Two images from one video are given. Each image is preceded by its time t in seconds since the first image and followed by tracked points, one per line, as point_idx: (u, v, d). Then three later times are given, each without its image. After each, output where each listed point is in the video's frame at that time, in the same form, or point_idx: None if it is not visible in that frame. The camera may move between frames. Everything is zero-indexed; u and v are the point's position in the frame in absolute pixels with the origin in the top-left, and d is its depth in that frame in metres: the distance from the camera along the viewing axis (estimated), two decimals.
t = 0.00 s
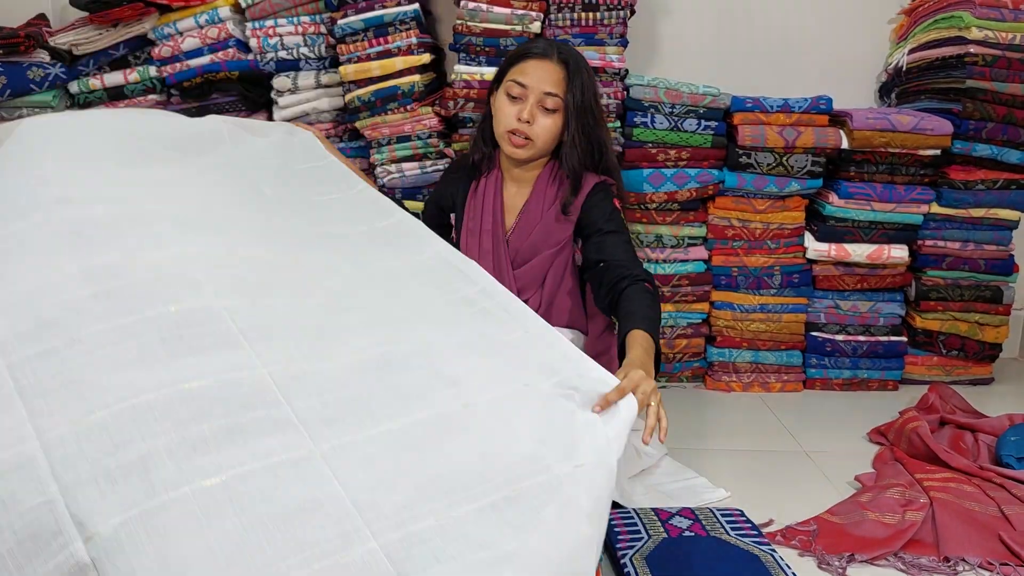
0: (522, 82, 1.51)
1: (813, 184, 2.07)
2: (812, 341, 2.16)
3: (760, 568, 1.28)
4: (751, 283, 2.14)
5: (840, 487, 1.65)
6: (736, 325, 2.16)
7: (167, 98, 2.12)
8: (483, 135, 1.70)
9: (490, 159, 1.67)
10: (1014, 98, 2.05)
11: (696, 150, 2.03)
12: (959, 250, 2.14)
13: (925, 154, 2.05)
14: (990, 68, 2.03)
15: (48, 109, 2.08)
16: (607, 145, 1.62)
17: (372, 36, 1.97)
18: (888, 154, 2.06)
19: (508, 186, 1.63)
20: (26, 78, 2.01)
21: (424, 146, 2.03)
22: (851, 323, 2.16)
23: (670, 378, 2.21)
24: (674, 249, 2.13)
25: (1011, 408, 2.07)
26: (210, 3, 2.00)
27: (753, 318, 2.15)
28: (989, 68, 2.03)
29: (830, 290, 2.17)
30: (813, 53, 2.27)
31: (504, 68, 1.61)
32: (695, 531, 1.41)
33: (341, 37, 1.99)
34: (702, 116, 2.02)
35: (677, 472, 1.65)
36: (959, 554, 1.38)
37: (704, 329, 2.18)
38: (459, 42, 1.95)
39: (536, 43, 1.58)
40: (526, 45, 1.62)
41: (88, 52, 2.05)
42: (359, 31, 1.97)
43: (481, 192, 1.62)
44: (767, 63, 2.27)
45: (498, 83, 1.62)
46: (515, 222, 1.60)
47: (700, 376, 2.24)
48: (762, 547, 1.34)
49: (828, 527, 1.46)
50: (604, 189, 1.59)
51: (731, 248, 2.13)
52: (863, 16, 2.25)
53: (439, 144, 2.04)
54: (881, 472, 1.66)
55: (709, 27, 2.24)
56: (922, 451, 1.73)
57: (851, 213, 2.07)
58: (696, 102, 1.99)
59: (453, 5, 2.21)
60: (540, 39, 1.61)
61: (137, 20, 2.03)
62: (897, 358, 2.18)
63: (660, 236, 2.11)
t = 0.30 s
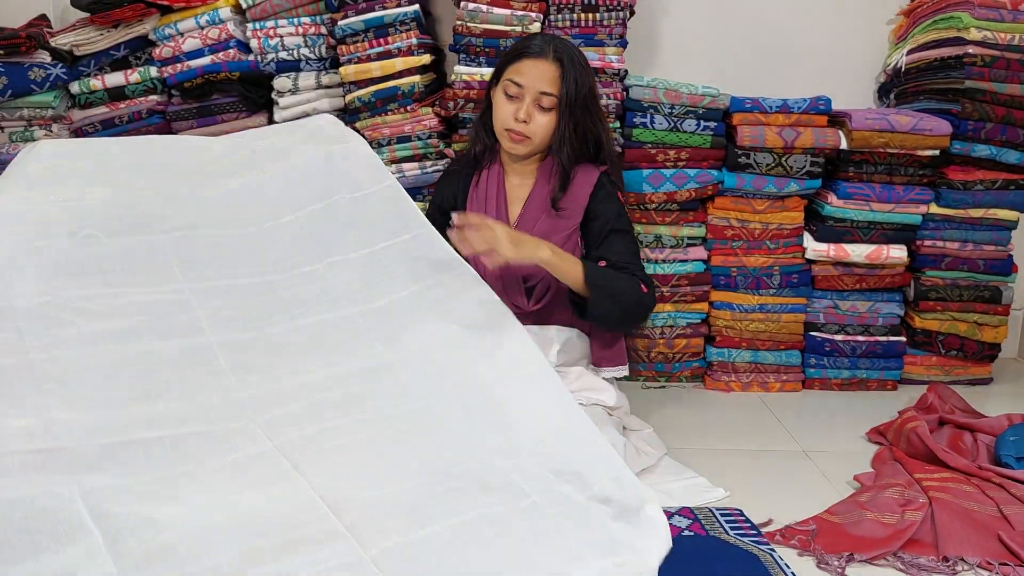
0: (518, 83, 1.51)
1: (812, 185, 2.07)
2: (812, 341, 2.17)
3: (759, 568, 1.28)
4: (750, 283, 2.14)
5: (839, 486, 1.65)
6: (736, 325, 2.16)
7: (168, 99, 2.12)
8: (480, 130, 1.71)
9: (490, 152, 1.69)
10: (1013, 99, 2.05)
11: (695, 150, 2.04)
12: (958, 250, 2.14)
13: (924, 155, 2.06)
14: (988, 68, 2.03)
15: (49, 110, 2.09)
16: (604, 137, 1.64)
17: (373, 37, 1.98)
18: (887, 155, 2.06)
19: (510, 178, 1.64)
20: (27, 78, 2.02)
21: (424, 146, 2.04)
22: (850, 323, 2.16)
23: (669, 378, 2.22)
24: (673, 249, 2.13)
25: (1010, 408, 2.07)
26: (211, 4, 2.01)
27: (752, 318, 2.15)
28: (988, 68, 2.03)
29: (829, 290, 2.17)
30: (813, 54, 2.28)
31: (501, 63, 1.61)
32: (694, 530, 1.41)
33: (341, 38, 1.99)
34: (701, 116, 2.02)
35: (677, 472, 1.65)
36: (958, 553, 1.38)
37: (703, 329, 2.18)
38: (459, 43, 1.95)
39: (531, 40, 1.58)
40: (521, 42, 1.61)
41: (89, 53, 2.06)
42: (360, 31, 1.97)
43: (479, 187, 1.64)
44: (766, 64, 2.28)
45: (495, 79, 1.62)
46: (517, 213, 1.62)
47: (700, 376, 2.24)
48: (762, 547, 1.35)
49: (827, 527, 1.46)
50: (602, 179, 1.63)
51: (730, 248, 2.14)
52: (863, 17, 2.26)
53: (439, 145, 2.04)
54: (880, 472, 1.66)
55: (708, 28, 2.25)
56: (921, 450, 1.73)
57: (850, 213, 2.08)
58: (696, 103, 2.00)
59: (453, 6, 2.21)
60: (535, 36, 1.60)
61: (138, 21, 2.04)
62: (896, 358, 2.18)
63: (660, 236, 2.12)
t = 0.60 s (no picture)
0: (522, 81, 1.53)
1: (812, 184, 2.07)
2: (812, 341, 2.17)
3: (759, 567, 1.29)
4: (751, 283, 2.14)
5: (840, 487, 1.65)
6: (736, 325, 2.16)
7: (169, 99, 2.13)
8: (486, 123, 1.74)
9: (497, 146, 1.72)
10: (1014, 98, 2.05)
11: (696, 150, 2.04)
12: (959, 250, 2.14)
13: (924, 154, 2.06)
14: (989, 68, 2.03)
15: (50, 110, 2.09)
16: (605, 133, 1.65)
17: (373, 37, 1.98)
18: (888, 154, 2.06)
19: (514, 173, 1.67)
20: (29, 79, 2.03)
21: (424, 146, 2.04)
22: (851, 323, 2.16)
23: (670, 378, 2.22)
24: (674, 249, 2.13)
25: (1011, 408, 2.07)
26: (212, 4, 2.01)
27: (753, 318, 2.15)
28: (989, 68, 2.03)
29: (830, 290, 2.17)
30: (813, 54, 2.28)
31: (506, 60, 1.62)
32: (695, 530, 1.41)
33: (342, 38, 1.99)
34: (702, 116, 2.02)
35: (677, 472, 1.65)
36: (958, 553, 1.38)
37: (704, 329, 2.18)
38: (459, 43, 1.95)
39: (534, 38, 1.59)
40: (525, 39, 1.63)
41: (90, 53, 2.06)
42: (360, 31, 1.97)
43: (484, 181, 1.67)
44: (767, 64, 2.28)
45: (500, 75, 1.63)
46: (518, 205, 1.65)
47: (700, 376, 2.24)
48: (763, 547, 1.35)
49: (828, 527, 1.46)
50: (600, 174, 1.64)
51: (731, 247, 2.13)
52: (864, 17, 2.25)
53: (439, 144, 2.04)
54: (880, 472, 1.66)
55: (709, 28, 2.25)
56: (922, 451, 1.73)
57: (850, 213, 2.07)
58: (696, 103, 2.00)
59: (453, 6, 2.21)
60: (537, 33, 1.61)
61: (139, 21, 2.04)
62: (897, 358, 2.18)
63: (660, 236, 2.12)
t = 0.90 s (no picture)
0: (511, 85, 1.53)
1: (813, 184, 2.07)
2: (812, 341, 2.17)
3: (758, 567, 1.29)
4: (751, 283, 2.14)
5: (840, 487, 1.65)
6: (737, 325, 2.17)
7: (170, 99, 2.13)
8: (474, 121, 1.74)
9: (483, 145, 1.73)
10: (1014, 98, 2.05)
11: (697, 150, 2.04)
12: (959, 250, 2.14)
13: (924, 154, 2.05)
14: (989, 68, 2.03)
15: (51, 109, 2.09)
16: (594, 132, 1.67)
17: (373, 37, 1.97)
18: (888, 154, 2.06)
19: (502, 172, 1.68)
20: (29, 78, 2.03)
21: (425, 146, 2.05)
22: (851, 323, 2.16)
23: (670, 378, 2.22)
24: (674, 248, 2.13)
25: (1011, 408, 2.07)
26: (212, 4, 2.01)
27: (753, 318, 2.15)
28: (989, 68, 2.03)
29: (830, 290, 2.17)
30: (814, 54, 2.28)
31: (493, 63, 1.62)
32: (695, 529, 1.42)
33: (342, 38, 1.99)
34: (702, 116, 2.02)
35: (678, 472, 1.65)
36: (958, 553, 1.38)
37: (704, 329, 2.18)
38: (459, 42, 1.95)
39: (521, 40, 1.58)
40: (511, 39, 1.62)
41: (91, 52, 2.06)
42: (360, 31, 1.97)
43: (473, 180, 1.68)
44: (767, 64, 2.28)
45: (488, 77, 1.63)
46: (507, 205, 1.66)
47: (700, 376, 2.24)
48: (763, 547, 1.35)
49: (828, 527, 1.46)
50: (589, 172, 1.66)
51: (731, 247, 2.14)
52: (865, 17, 2.25)
53: (440, 144, 2.05)
54: (880, 471, 1.66)
55: (709, 28, 2.25)
56: (922, 450, 1.73)
57: (850, 213, 2.07)
58: (697, 102, 2.00)
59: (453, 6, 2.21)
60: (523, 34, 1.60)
61: (139, 20, 2.04)
62: (897, 358, 2.18)
63: (660, 236, 2.11)
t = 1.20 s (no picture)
0: (513, 93, 1.52)
1: (813, 184, 2.07)
2: (812, 340, 2.17)
3: (758, 566, 1.29)
4: (751, 282, 2.14)
5: (840, 486, 1.65)
6: (737, 325, 2.17)
7: (170, 98, 2.13)
8: (473, 123, 1.72)
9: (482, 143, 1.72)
10: (1014, 98, 2.05)
11: (697, 150, 2.04)
12: (958, 250, 2.14)
13: (924, 154, 2.05)
14: (989, 68, 2.03)
15: (51, 109, 2.09)
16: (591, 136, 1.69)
17: (373, 37, 1.97)
18: (888, 154, 2.06)
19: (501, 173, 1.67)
20: (29, 78, 2.03)
21: (425, 146, 2.05)
22: (851, 322, 2.16)
23: (669, 377, 2.22)
24: (674, 248, 2.13)
25: (1011, 408, 2.07)
26: (212, 4, 2.01)
27: (753, 317, 2.15)
28: (990, 68, 2.03)
29: (830, 290, 2.17)
30: (814, 54, 2.28)
31: (492, 66, 1.60)
32: (695, 529, 1.41)
33: (342, 37, 1.99)
34: (702, 116, 2.02)
35: (678, 471, 1.65)
36: (958, 553, 1.38)
37: (704, 328, 2.18)
38: (459, 42, 1.95)
39: (521, 46, 1.56)
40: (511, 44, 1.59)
41: (91, 52, 2.06)
42: (360, 31, 1.97)
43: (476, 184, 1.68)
44: (767, 64, 2.28)
45: (487, 80, 1.62)
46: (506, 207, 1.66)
47: (700, 375, 2.24)
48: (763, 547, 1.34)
49: (828, 527, 1.46)
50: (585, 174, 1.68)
51: (731, 247, 2.14)
52: (865, 16, 2.25)
53: (440, 144, 2.05)
54: (880, 471, 1.66)
55: (709, 28, 2.25)
56: (922, 450, 1.73)
57: (850, 212, 2.07)
58: (697, 102, 2.00)
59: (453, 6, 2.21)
60: (523, 40, 1.58)
61: (139, 19, 2.04)
62: (897, 357, 2.18)
63: (660, 235, 2.11)
